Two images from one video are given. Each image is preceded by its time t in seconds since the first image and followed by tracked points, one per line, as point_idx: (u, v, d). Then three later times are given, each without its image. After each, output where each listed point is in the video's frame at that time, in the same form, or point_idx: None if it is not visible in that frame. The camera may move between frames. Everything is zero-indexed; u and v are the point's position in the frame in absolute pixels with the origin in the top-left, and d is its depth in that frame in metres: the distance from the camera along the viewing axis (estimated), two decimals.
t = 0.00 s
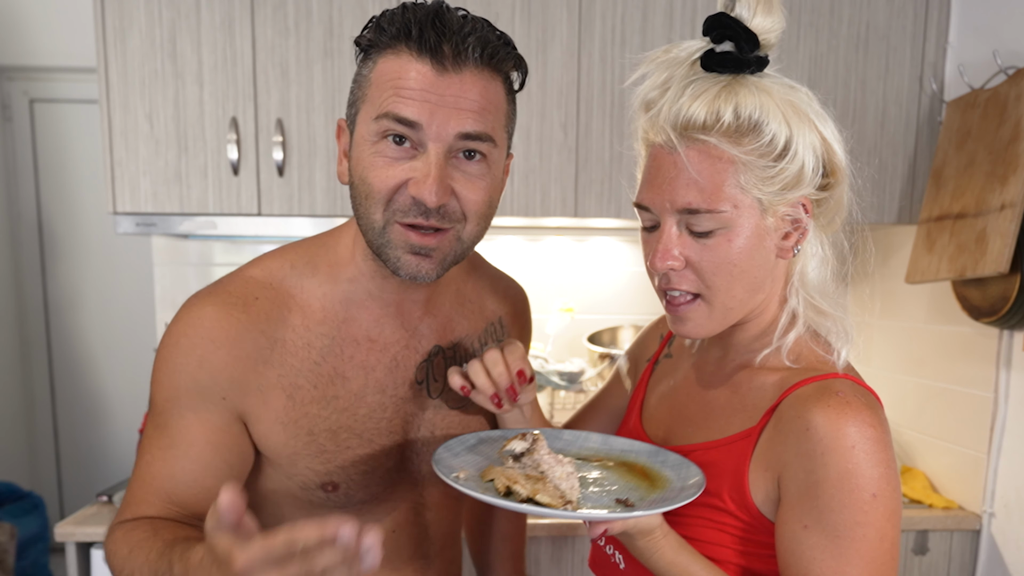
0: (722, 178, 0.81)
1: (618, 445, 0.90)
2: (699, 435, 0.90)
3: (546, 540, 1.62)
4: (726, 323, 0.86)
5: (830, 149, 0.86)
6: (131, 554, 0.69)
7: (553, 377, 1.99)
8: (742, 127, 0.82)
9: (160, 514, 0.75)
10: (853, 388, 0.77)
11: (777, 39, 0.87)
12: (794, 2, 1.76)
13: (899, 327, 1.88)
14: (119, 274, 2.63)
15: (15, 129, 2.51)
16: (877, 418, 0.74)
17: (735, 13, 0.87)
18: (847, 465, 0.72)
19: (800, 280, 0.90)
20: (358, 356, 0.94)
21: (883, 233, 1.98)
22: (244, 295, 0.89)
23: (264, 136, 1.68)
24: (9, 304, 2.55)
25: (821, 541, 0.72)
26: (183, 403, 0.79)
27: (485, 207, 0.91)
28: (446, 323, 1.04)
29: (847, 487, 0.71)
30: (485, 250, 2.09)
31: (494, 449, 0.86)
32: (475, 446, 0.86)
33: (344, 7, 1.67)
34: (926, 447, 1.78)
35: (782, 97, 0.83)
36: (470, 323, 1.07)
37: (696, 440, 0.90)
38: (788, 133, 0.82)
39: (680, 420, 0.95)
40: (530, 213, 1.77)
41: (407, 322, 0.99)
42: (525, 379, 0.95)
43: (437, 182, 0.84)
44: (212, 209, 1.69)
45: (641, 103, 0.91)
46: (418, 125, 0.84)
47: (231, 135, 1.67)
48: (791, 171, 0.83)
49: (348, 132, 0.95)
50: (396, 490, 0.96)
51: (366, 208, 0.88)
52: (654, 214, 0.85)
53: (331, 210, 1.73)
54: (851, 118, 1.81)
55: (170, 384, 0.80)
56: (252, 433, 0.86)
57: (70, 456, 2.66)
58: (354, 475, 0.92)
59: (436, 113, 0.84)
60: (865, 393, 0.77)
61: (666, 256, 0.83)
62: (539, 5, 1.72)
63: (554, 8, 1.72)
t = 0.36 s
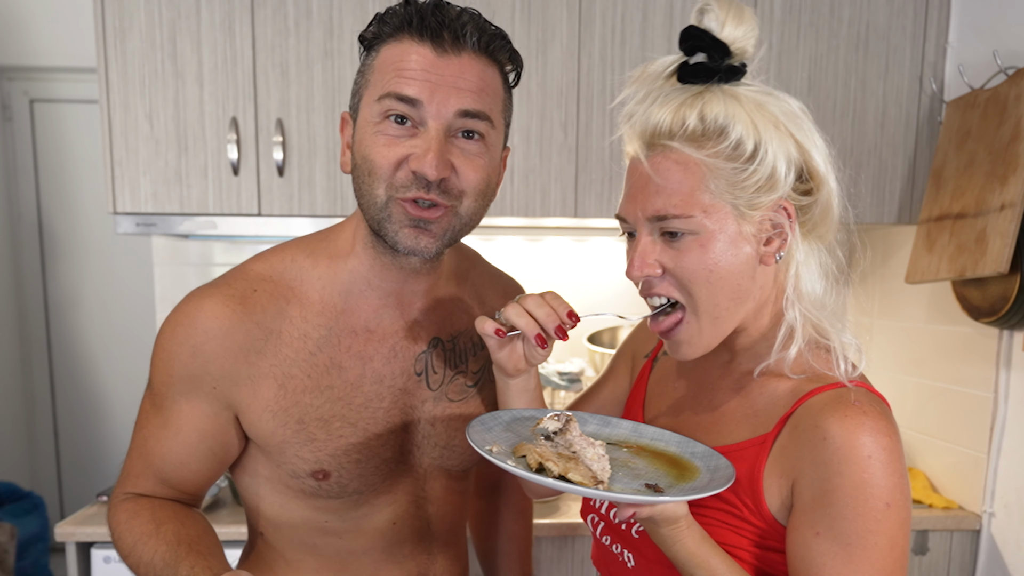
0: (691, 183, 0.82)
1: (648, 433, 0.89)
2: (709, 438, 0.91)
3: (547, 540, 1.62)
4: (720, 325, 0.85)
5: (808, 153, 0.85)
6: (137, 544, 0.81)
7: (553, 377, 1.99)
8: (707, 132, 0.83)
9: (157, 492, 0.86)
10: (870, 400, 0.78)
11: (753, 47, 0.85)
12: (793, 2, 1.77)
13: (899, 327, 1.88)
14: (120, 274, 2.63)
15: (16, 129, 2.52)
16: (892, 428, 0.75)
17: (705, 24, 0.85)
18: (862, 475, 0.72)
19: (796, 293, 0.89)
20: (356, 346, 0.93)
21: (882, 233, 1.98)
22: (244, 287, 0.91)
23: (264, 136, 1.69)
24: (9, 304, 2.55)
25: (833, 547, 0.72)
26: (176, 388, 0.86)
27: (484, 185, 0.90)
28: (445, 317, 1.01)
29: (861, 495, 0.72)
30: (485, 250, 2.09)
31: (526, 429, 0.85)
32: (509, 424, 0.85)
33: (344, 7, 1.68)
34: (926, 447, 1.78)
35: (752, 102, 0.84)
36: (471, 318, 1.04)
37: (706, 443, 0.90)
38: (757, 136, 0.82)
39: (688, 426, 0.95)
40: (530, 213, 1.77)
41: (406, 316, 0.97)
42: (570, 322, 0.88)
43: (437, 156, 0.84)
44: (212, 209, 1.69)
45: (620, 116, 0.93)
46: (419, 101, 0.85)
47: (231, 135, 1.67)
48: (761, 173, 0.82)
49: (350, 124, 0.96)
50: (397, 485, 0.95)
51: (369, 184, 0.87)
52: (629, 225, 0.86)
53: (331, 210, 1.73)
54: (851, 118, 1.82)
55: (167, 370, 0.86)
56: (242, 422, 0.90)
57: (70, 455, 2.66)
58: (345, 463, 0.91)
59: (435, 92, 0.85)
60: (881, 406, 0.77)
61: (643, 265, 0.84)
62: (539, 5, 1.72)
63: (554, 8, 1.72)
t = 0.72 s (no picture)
0: (705, 169, 0.82)
1: (625, 445, 0.89)
2: (701, 437, 0.90)
3: (547, 540, 1.62)
4: (721, 319, 0.84)
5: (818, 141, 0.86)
6: (136, 545, 0.82)
7: (553, 377, 2.00)
8: (721, 118, 0.83)
9: (158, 493, 0.86)
10: (865, 396, 0.78)
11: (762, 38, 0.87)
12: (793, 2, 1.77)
13: (899, 327, 1.88)
14: (119, 274, 2.63)
15: (16, 129, 2.51)
16: (889, 426, 0.75)
17: (716, 14, 0.87)
18: (860, 473, 0.72)
19: (796, 283, 0.89)
20: (354, 343, 0.94)
21: (883, 233, 1.98)
22: (239, 288, 0.91)
23: (264, 136, 1.68)
24: (9, 304, 2.55)
25: (833, 546, 0.72)
26: (176, 388, 0.86)
27: (476, 180, 0.90)
28: (442, 313, 1.02)
29: (861, 493, 0.72)
30: (485, 250, 2.09)
31: (504, 444, 0.85)
32: (485, 440, 0.85)
33: (344, 7, 1.67)
34: (926, 447, 1.79)
35: (764, 90, 0.84)
36: (466, 313, 1.05)
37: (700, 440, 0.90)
38: (770, 123, 0.83)
39: (681, 421, 0.95)
40: (530, 213, 1.77)
41: (403, 312, 0.97)
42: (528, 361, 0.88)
43: (427, 152, 0.84)
44: (212, 209, 1.69)
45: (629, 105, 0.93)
46: (408, 99, 0.85)
47: (231, 135, 1.67)
48: (774, 160, 0.82)
49: (343, 123, 0.95)
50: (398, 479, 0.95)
51: (359, 182, 0.87)
52: (641, 209, 0.86)
53: (331, 210, 1.73)
54: (851, 118, 1.81)
55: (165, 370, 0.86)
56: (241, 421, 0.90)
57: (70, 455, 2.66)
58: (345, 458, 0.91)
59: (424, 89, 0.86)
60: (876, 401, 0.77)
61: (654, 248, 0.83)
62: (539, 5, 1.72)
63: (554, 8, 1.72)
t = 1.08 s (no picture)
0: (731, 144, 0.84)
1: (609, 472, 0.87)
2: (696, 431, 0.90)
3: (547, 539, 1.62)
4: (717, 292, 0.87)
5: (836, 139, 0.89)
6: (136, 561, 0.78)
7: (553, 377, 2.01)
8: (751, 99, 0.86)
9: (158, 503, 0.84)
10: (856, 384, 0.78)
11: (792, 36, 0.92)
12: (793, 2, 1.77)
13: (899, 327, 1.88)
14: (119, 274, 2.64)
15: (15, 129, 2.51)
16: (883, 413, 0.75)
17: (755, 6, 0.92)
18: (859, 462, 0.72)
19: (799, 274, 0.90)
20: (351, 331, 0.95)
21: (883, 233, 1.98)
22: (237, 282, 0.92)
23: (264, 137, 1.69)
24: (9, 304, 2.55)
25: (843, 535, 0.72)
26: (177, 383, 0.85)
27: (460, 168, 0.93)
28: (436, 304, 1.04)
29: (864, 481, 0.72)
30: (485, 249, 2.09)
31: (491, 479, 0.82)
32: (470, 475, 0.82)
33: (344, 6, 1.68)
34: (926, 447, 1.78)
35: (794, 81, 0.87)
36: (461, 306, 1.07)
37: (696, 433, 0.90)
38: (797, 112, 0.85)
39: (676, 413, 0.95)
40: (530, 213, 1.77)
41: (398, 300, 1.00)
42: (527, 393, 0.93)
43: (410, 142, 0.87)
44: (212, 209, 1.69)
45: (658, 84, 0.95)
46: (389, 93, 0.88)
47: (231, 135, 1.67)
48: (796, 147, 0.85)
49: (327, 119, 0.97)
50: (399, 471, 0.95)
51: (347, 175, 0.90)
52: (661, 178, 0.88)
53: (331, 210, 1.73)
54: (851, 118, 1.81)
55: (166, 367, 0.85)
56: (243, 414, 0.89)
57: (70, 455, 2.67)
58: (350, 444, 0.91)
59: (406, 82, 0.88)
60: (867, 389, 0.78)
61: (668, 217, 0.85)
62: (539, 5, 1.72)
63: (554, 8, 1.72)
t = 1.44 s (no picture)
0: (760, 138, 0.86)
1: (613, 462, 0.88)
2: (700, 420, 0.91)
3: (546, 539, 1.62)
4: (729, 297, 0.88)
5: (849, 141, 0.92)
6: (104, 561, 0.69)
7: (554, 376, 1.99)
8: (778, 96, 0.88)
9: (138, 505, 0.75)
10: (860, 378, 0.79)
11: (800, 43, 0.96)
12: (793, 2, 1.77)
13: (899, 327, 1.88)
14: (120, 273, 2.64)
15: (16, 129, 2.52)
16: (886, 408, 0.75)
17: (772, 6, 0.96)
18: (864, 454, 0.72)
19: (807, 270, 0.93)
20: (354, 330, 0.95)
21: (882, 234, 1.98)
22: (240, 278, 0.90)
23: (264, 137, 1.69)
24: (9, 304, 2.55)
25: (850, 527, 0.71)
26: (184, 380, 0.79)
27: (457, 170, 0.94)
28: (434, 305, 1.06)
29: (872, 473, 0.71)
30: (485, 249, 2.09)
31: (498, 468, 0.82)
32: (478, 465, 0.82)
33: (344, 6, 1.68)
34: (926, 447, 1.78)
35: (816, 82, 0.90)
36: (456, 308, 1.10)
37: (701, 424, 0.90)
38: (819, 112, 0.88)
39: (677, 405, 0.97)
40: (530, 213, 1.78)
41: (398, 302, 1.02)
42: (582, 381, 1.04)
43: (404, 145, 0.88)
44: (212, 209, 1.69)
45: (677, 76, 0.96)
46: (385, 94, 0.89)
47: (231, 135, 1.67)
48: (818, 145, 0.88)
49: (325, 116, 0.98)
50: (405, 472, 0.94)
51: (337, 169, 0.91)
52: (688, 169, 0.89)
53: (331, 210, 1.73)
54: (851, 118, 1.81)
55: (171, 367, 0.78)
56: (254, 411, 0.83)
57: (70, 455, 2.67)
58: (358, 444, 0.91)
59: (401, 83, 0.89)
60: (871, 383, 0.78)
61: (700, 208, 0.86)
62: (539, 5, 1.72)
63: (554, 8, 1.73)
